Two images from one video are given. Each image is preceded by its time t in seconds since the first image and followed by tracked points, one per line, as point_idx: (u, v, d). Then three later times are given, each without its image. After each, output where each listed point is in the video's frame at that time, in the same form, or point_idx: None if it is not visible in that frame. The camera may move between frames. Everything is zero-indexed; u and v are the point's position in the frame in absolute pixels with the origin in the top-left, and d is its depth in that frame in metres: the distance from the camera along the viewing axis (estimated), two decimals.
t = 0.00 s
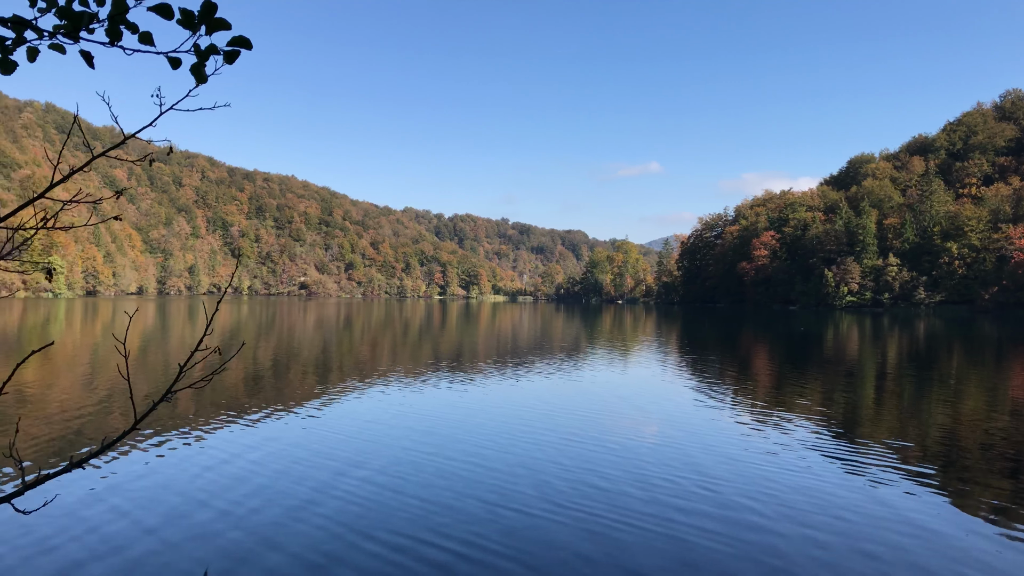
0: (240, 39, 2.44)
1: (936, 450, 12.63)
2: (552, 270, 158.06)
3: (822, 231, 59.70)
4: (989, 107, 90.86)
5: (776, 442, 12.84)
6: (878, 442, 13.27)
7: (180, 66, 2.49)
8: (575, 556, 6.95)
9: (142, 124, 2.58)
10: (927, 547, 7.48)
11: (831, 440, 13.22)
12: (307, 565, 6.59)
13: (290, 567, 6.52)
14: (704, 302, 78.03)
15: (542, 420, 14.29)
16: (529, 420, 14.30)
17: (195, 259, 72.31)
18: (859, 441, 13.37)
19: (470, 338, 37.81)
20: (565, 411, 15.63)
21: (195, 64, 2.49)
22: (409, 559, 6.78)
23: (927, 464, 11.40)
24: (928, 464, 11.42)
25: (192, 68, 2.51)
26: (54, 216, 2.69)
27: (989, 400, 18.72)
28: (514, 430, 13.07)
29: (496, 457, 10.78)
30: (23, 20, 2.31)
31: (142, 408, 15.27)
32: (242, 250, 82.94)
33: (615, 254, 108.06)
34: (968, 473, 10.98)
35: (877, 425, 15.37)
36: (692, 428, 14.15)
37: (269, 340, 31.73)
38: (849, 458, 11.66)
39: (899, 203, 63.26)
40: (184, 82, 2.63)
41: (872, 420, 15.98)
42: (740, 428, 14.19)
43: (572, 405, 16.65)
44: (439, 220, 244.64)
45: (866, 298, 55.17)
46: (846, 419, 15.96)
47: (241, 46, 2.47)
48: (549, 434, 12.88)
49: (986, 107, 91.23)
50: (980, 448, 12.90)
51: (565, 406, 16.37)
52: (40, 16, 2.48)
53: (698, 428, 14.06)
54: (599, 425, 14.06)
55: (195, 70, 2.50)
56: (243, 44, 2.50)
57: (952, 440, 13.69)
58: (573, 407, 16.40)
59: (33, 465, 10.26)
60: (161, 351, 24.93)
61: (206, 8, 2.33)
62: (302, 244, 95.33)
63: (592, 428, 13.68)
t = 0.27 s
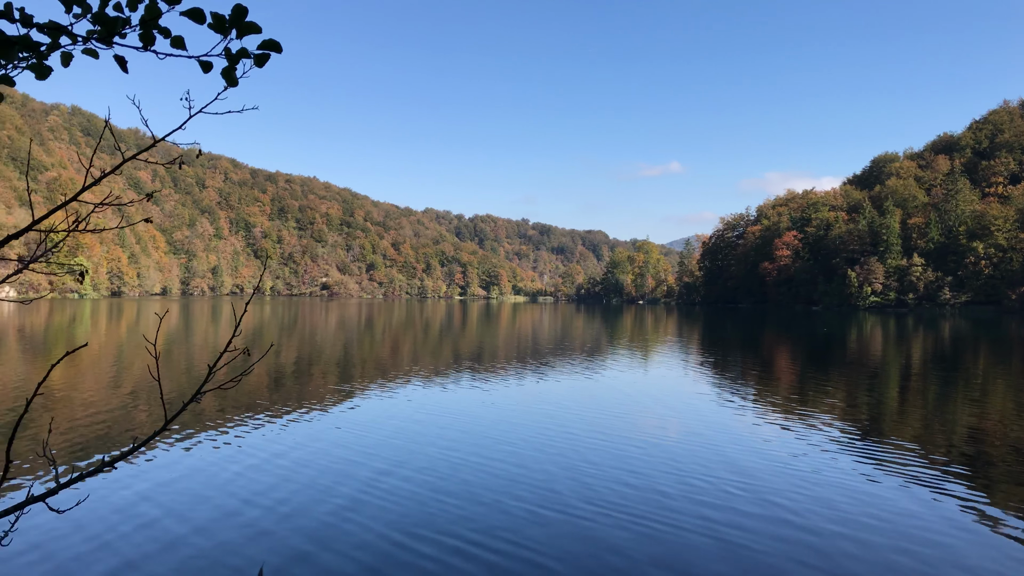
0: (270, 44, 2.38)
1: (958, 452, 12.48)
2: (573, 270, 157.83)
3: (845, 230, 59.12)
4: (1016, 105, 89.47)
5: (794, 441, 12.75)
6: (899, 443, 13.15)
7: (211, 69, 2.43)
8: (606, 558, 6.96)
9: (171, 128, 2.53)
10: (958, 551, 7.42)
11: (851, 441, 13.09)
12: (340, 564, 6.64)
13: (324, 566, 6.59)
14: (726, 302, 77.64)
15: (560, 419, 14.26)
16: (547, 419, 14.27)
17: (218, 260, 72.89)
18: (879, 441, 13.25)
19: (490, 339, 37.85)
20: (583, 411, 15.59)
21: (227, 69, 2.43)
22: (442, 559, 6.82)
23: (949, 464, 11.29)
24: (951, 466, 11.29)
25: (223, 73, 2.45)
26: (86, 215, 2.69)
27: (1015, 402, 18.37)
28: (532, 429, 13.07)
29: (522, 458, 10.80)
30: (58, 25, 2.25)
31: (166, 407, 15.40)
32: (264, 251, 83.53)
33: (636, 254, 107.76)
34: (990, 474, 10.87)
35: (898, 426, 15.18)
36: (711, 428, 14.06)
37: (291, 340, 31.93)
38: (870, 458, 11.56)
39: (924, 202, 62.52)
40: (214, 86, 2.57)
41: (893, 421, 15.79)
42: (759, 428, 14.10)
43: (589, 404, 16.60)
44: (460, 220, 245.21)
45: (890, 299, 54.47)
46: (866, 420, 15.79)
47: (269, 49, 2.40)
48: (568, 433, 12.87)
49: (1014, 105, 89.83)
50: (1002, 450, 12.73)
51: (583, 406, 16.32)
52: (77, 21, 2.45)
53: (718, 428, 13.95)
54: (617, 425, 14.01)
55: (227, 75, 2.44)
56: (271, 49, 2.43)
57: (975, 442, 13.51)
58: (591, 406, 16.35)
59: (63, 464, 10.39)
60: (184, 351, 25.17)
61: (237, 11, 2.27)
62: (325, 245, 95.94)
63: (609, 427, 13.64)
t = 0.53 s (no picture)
0: (298, 47, 2.21)
1: (986, 455, 12.28)
2: (593, 272, 157.16)
3: (869, 231, 58.30)
4: None
5: (819, 445, 12.61)
6: (925, 447, 12.96)
7: (241, 72, 2.29)
8: (639, 558, 6.91)
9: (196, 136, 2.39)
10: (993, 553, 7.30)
11: (876, 444, 12.93)
12: (373, 563, 6.65)
13: (358, 564, 6.59)
14: (748, 304, 77.01)
15: (583, 422, 14.18)
16: (568, 421, 14.20)
17: (241, 262, 73.32)
18: (904, 445, 13.08)
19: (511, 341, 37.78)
20: (604, 413, 15.50)
21: (257, 71, 2.29)
22: (473, 559, 6.80)
23: (978, 467, 11.12)
24: (980, 469, 11.12)
25: (253, 74, 2.30)
26: (114, 220, 2.63)
27: None
28: (555, 431, 13.02)
29: (547, 458, 10.77)
30: (87, 33, 2.10)
31: (189, 409, 15.48)
32: (286, 253, 83.95)
33: (657, 256, 107.16)
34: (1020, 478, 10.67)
35: (924, 430, 14.96)
36: (734, 431, 13.93)
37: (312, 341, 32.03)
38: (897, 461, 11.41)
39: (949, 202, 61.62)
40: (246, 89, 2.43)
41: (919, 425, 15.57)
42: (782, 431, 13.96)
43: (610, 407, 16.51)
44: (479, 221, 245.24)
45: (915, 300, 53.46)
46: (891, 424, 15.57)
47: (297, 52, 2.24)
48: (590, 435, 12.80)
49: None
50: None
51: (604, 408, 16.23)
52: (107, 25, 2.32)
53: (741, 431, 13.82)
54: (639, 427, 13.91)
55: (256, 79, 2.30)
56: (300, 49, 2.27)
57: (1002, 446, 13.28)
58: (612, 409, 16.26)
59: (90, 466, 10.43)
60: (207, 353, 25.33)
61: (267, 16, 2.12)
62: (345, 247, 96.20)
63: (632, 430, 13.56)
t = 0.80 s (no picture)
0: (325, 49, 1.96)
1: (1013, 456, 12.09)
2: (613, 272, 156.55)
3: (891, 230, 57.52)
4: None
5: (844, 445, 12.46)
6: (952, 447, 12.79)
7: (267, 74, 2.05)
8: (674, 561, 6.90)
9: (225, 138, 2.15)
10: None
11: (902, 444, 12.77)
12: (409, 563, 6.68)
13: (394, 566, 6.61)
14: (769, 304, 76.45)
15: (604, 422, 14.12)
16: (590, 422, 14.14)
17: (261, 263, 73.66)
18: (931, 446, 12.90)
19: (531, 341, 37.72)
20: (626, 413, 15.43)
21: (285, 74, 2.06)
22: (507, 560, 6.80)
23: (1008, 468, 10.94)
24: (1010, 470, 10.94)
25: (281, 77, 2.07)
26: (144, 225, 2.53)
27: None
28: (577, 431, 12.96)
29: (573, 459, 10.74)
30: (114, 35, 1.92)
31: (212, 409, 15.52)
32: (307, 254, 84.29)
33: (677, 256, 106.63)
34: None
35: (950, 430, 14.75)
36: (757, 431, 13.81)
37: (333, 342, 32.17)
38: (926, 461, 11.25)
39: (974, 201, 60.76)
40: (280, 89, 2.20)
41: (945, 425, 15.36)
42: (806, 432, 13.82)
43: (631, 407, 16.42)
44: (499, 222, 245.21)
45: (938, 300, 52.45)
46: (915, 424, 15.38)
47: (325, 54, 1.99)
48: (613, 436, 12.73)
49: None
50: None
51: (625, 408, 16.16)
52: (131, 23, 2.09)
53: (764, 432, 13.69)
54: (661, 428, 13.82)
55: (286, 82, 2.07)
56: (329, 53, 2.02)
57: None
58: (633, 409, 16.18)
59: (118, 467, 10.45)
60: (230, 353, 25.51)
61: (293, 18, 1.90)
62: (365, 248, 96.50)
63: (654, 430, 13.47)
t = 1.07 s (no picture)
0: (354, 49, 1.93)
1: None
2: (633, 272, 155.90)
3: (915, 230, 56.85)
4: None
5: (869, 445, 12.34)
6: (978, 448, 12.64)
7: (297, 73, 2.03)
8: (705, 559, 6.87)
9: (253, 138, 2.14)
10: None
11: (928, 445, 12.63)
12: (439, 559, 6.69)
13: (424, 562, 6.62)
14: (790, 304, 75.89)
15: (626, 422, 14.06)
16: (611, 421, 14.08)
17: (283, 262, 74.10)
18: (957, 446, 12.76)
19: (550, 341, 37.65)
20: (647, 413, 15.36)
21: (315, 74, 2.05)
22: (537, 557, 6.79)
23: None
24: None
25: (310, 78, 2.05)
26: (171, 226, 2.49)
27: None
28: (600, 431, 12.93)
29: (598, 458, 10.71)
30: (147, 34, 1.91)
31: (233, 408, 15.59)
32: (328, 254, 84.69)
33: (697, 256, 106.08)
34: None
35: (975, 431, 14.57)
36: (780, 431, 13.69)
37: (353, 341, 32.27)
38: (953, 462, 11.12)
39: (999, 199, 59.96)
40: (308, 88, 2.17)
41: (969, 426, 15.17)
42: (829, 432, 13.69)
43: (651, 407, 16.35)
44: (518, 222, 245.00)
45: (963, 300, 51.92)
46: (940, 425, 15.20)
47: (353, 53, 1.97)
48: (636, 435, 12.67)
49: None
50: None
51: (646, 408, 16.08)
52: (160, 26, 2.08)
53: (787, 432, 13.58)
54: (682, 427, 13.74)
55: (314, 81, 2.05)
56: (357, 53, 2.00)
57: None
58: (654, 409, 16.10)
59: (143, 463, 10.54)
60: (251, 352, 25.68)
61: (323, 17, 1.89)
62: (385, 248, 96.81)
63: (675, 430, 13.39)
